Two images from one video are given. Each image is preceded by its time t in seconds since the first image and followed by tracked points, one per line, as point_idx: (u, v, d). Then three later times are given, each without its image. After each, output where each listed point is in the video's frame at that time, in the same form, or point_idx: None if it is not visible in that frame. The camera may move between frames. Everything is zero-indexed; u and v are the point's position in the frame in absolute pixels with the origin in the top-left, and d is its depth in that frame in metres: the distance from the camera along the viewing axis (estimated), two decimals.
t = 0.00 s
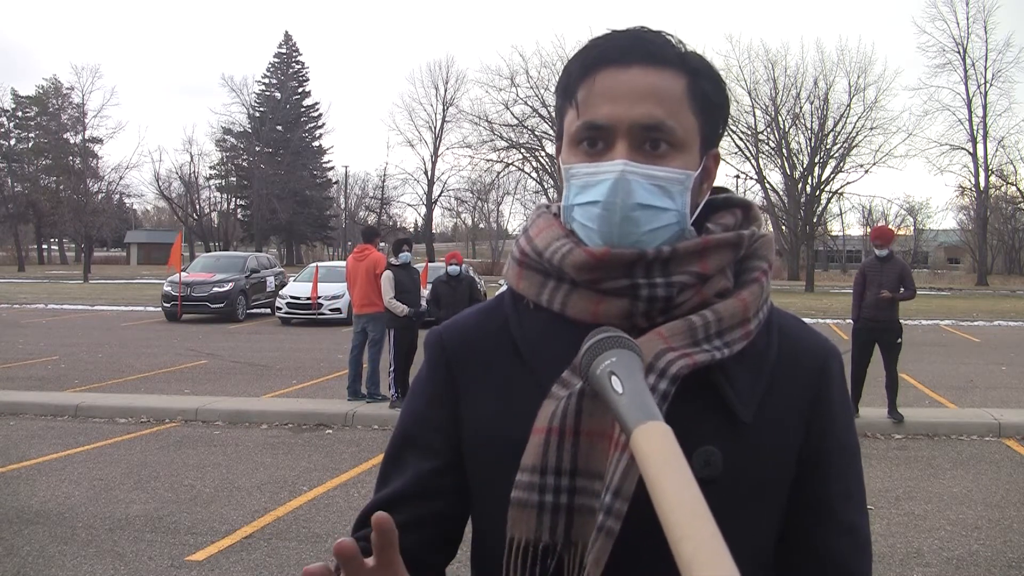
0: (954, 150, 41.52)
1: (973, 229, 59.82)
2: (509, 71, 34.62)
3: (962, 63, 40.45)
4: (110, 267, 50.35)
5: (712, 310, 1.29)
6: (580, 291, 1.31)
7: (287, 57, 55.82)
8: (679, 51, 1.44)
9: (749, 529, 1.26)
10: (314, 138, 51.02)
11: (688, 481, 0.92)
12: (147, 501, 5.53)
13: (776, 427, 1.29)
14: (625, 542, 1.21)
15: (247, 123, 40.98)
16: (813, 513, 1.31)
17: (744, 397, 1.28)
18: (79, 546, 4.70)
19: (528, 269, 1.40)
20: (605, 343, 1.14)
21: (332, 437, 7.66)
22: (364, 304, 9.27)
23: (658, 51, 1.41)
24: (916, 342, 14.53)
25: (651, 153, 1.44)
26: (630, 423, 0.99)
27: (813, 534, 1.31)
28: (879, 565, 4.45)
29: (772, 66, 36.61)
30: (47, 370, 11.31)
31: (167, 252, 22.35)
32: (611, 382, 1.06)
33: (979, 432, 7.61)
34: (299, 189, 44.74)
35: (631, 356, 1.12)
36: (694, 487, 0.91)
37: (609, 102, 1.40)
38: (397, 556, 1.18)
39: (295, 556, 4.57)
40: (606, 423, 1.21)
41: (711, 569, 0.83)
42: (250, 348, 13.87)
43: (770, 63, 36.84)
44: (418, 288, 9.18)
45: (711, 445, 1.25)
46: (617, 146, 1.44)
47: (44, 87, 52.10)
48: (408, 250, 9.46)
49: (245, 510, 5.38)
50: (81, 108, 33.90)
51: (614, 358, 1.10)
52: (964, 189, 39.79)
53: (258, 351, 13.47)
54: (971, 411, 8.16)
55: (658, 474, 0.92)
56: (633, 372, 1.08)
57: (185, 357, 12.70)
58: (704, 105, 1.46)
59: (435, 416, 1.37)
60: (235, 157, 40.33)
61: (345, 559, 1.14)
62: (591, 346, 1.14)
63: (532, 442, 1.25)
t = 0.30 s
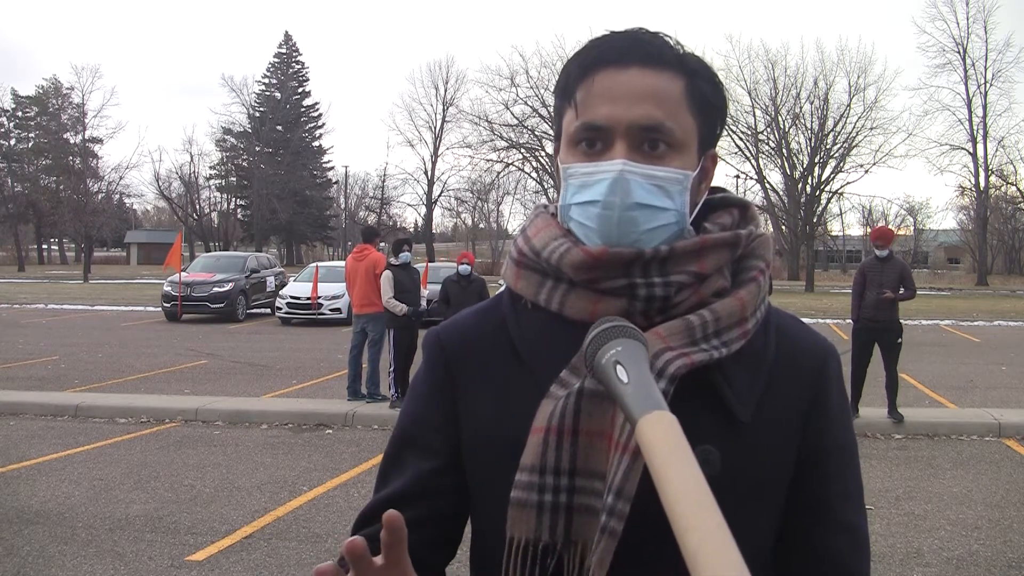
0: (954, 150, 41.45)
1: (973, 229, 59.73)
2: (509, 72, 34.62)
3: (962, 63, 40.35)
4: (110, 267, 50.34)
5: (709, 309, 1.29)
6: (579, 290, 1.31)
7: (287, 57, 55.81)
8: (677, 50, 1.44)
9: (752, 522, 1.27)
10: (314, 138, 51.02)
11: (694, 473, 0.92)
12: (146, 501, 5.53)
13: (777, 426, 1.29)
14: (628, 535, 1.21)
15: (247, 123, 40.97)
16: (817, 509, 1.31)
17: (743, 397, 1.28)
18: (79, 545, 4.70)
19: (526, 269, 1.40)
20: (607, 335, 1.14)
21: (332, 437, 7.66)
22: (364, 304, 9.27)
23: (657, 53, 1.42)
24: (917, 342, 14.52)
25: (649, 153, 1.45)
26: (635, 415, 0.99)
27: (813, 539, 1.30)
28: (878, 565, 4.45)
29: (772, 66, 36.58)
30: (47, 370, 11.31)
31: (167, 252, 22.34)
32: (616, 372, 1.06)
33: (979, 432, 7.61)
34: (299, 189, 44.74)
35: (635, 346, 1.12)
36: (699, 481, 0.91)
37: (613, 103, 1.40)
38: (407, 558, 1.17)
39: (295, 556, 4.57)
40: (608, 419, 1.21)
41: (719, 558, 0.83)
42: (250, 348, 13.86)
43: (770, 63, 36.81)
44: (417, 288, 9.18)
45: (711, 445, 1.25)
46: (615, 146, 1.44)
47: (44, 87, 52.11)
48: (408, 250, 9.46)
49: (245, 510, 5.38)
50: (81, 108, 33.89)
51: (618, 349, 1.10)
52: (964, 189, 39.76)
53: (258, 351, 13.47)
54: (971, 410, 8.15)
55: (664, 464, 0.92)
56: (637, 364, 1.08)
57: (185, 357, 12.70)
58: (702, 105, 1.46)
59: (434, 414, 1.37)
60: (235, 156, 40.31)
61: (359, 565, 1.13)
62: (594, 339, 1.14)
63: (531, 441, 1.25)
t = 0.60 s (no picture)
0: (954, 150, 41.41)
1: (973, 229, 59.69)
2: (509, 72, 34.63)
3: (963, 63, 40.30)
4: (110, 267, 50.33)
5: (710, 307, 1.29)
6: (580, 288, 1.31)
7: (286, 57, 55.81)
8: (676, 50, 1.44)
9: (750, 521, 1.27)
10: (314, 138, 51.03)
11: (688, 475, 0.92)
12: (146, 501, 5.53)
13: (775, 427, 1.29)
14: (626, 533, 1.21)
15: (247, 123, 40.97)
16: (817, 508, 1.31)
17: (742, 396, 1.28)
18: (79, 546, 4.70)
19: (527, 267, 1.40)
20: (603, 334, 1.14)
21: (332, 437, 7.66)
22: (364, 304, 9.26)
23: (658, 54, 1.42)
24: (916, 342, 14.52)
25: (650, 152, 1.45)
26: (629, 414, 0.99)
27: (811, 541, 1.30)
28: (879, 565, 4.45)
29: (772, 66, 36.59)
30: (47, 369, 11.31)
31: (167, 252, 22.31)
32: (609, 373, 1.06)
33: (980, 432, 7.61)
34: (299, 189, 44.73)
35: (629, 347, 1.12)
36: (694, 482, 0.91)
37: (613, 102, 1.40)
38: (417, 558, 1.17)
39: (295, 556, 4.57)
40: (605, 418, 1.22)
41: (713, 567, 0.82)
42: (250, 348, 13.86)
43: (770, 63, 36.81)
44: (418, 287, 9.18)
45: (709, 444, 1.25)
46: (617, 143, 1.43)
47: (44, 88, 52.13)
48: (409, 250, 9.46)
49: (245, 510, 5.38)
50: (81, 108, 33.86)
51: (611, 348, 1.10)
52: (964, 189, 39.74)
53: (258, 351, 13.46)
54: (971, 410, 8.15)
55: (659, 464, 0.92)
56: (631, 362, 1.08)
57: (185, 357, 12.69)
58: (702, 104, 1.47)
59: (435, 413, 1.37)
60: (235, 156, 40.30)
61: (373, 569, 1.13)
62: (590, 335, 1.14)
63: (528, 440, 1.26)
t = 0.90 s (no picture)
0: (954, 150, 41.38)
1: (973, 229, 59.69)
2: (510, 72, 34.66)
3: (963, 63, 40.23)
4: (110, 267, 50.28)
5: (709, 306, 1.29)
6: (579, 287, 1.31)
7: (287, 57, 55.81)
8: (677, 52, 1.45)
9: (747, 520, 1.26)
10: (314, 138, 51.01)
11: (686, 475, 0.91)
12: (146, 501, 5.53)
13: (773, 426, 1.29)
14: (627, 532, 1.21)
15: (247, 123, 40.92)
16: (815, 509, 1.30)
17: (740, 395, 1.28)
18: (79, 546, 4.70)
19: (525, 268, 1.41)
20: (599, 339, 1.14)
21: (332, 437, 7.66)
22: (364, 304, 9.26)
23: (665, 51, 1.43)
24: (916, 342, 14.52)
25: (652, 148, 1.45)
26: (626, 418, 0.99)
27: (806, 543, 1.30)
28: (878, 565, 4.45)
29: (772, 66, 36.62)
30: (47, 370, 11.31)
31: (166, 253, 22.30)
32: (606, 376, 1.06)
33: (980, 432, 7.61)
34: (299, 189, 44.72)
35: (628, 350, 1.12)
36: (690, 483, 0.91)
37: (629, 95, 1.40)
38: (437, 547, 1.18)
39: (295, 556, 4.57)
40: (605, 416, 1.22)
41: (709, 569, 0.82)
42: (250, 348, 13.86)
43: (770, 63, 36.81)
44: (419, 287, 9.18)
45: (710, 443, 1.25)
46: (619, 136, 1.44)
47: (44, 88, 52.09)
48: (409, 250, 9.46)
49: (245, 509, 5.38)
50: (81, 108, 33.82)
51: (609, 354, 1.10)
52: (964, 189, 39.74)
53: (258, 351, 13.46)
54: (971, 410, 8.15)
55: (655, 468, 0.91)
56: (629, 365, 1.08)
57: (185, 357, 12.69)
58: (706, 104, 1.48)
59: (434, 410, 1.37)
60: (235, 156, 40.27)
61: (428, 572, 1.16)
62: (588, 339, 1.14)
63: (527, 438, 1.26)
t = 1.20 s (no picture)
0: (953, 150, 41.39)
1: (973, 229, 59.74)
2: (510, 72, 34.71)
3: (962, 63, 40.26)
4: (110, 267, 50.26)
5: (709, 308, 1.30)
6: (579, 287, 1.31)
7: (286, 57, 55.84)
8: (681, 52, 1.45)
9: (751, 523, 1.27)
10: (314, 138, 51.03)
11: (689, 481, 0.92)
12: (146, 501, 5.53)
13: (775, 427, 1.29)
14: (629, 536, 1.22)
15: (247, 123, 40.91)
16: (815, 508, 1.31)
17: (742, 394, 1.28)
18: (79, 546, 4.70)
19: (525, 267, 1.40)
20: (604, 344, 1.13)
21: (332, 437, 7.66)
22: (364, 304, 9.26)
23: (667, 52, 1.44)
24: (916, 342, 14.52)
25: (654, 146, 1.46)
26: (632, 424, 0.99)
27: (808, 545, 1.31)
28: (878, 565, 4.45)
29: (772, 66, 36.65)
30: (46, 370, 11.31)
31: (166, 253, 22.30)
32: (611, 383, 1.05)
33: (980, 432, 7.61)
34: (299, 189, 44.74)
35: (633, 356, 1.12)
36: (693, 489, 0.91)
37: (626, 95, 1.41)
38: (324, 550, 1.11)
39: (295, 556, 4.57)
40: (605, 418, 1.22)
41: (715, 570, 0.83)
42: (250, 348, 13.86)
43: (770, 63, 36.84)
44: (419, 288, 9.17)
45: (712, 443, 1.25)
46: (622, 135, 1.45)
47: (44, 87, 52.09)
48: (409, 250, 9.46)
49: (246, 510, 5.38)
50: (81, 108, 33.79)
51: (613, 359, 1.10)
52: (964, 189, 39.76)
53: (258, 351, 13.46)
54: (971, 410, 8.15)
55: (663, 475, 0.91)
56: (633, 370, 1.08)
57: (185, 357, 12.69)
58: (708, 105, 1.48)
59: (436, 413, 1.36)
60: (235, 156, 40.24)
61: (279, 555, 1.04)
62: (592, 345, 1.14)
63: (529, 439, 1.25)
